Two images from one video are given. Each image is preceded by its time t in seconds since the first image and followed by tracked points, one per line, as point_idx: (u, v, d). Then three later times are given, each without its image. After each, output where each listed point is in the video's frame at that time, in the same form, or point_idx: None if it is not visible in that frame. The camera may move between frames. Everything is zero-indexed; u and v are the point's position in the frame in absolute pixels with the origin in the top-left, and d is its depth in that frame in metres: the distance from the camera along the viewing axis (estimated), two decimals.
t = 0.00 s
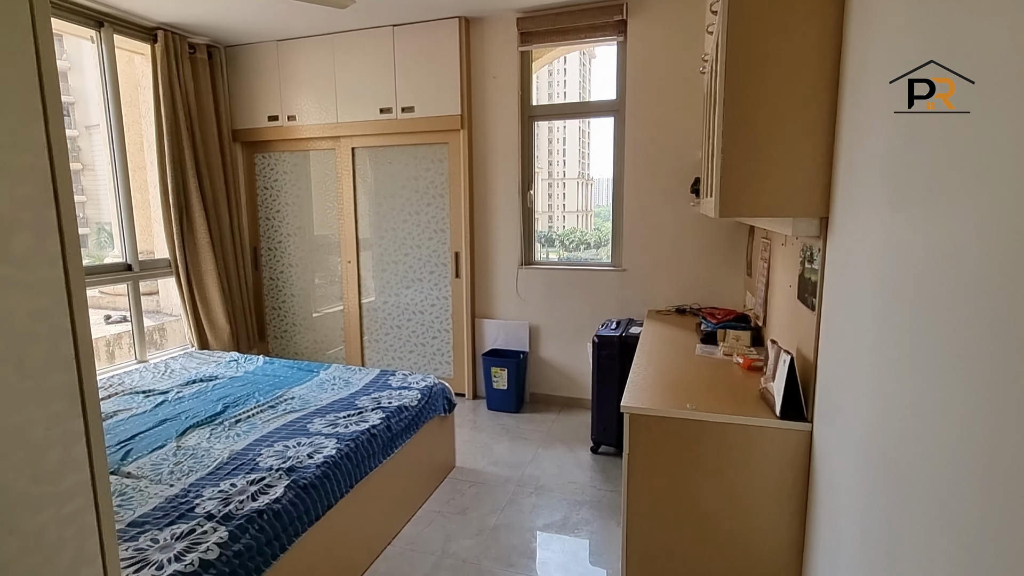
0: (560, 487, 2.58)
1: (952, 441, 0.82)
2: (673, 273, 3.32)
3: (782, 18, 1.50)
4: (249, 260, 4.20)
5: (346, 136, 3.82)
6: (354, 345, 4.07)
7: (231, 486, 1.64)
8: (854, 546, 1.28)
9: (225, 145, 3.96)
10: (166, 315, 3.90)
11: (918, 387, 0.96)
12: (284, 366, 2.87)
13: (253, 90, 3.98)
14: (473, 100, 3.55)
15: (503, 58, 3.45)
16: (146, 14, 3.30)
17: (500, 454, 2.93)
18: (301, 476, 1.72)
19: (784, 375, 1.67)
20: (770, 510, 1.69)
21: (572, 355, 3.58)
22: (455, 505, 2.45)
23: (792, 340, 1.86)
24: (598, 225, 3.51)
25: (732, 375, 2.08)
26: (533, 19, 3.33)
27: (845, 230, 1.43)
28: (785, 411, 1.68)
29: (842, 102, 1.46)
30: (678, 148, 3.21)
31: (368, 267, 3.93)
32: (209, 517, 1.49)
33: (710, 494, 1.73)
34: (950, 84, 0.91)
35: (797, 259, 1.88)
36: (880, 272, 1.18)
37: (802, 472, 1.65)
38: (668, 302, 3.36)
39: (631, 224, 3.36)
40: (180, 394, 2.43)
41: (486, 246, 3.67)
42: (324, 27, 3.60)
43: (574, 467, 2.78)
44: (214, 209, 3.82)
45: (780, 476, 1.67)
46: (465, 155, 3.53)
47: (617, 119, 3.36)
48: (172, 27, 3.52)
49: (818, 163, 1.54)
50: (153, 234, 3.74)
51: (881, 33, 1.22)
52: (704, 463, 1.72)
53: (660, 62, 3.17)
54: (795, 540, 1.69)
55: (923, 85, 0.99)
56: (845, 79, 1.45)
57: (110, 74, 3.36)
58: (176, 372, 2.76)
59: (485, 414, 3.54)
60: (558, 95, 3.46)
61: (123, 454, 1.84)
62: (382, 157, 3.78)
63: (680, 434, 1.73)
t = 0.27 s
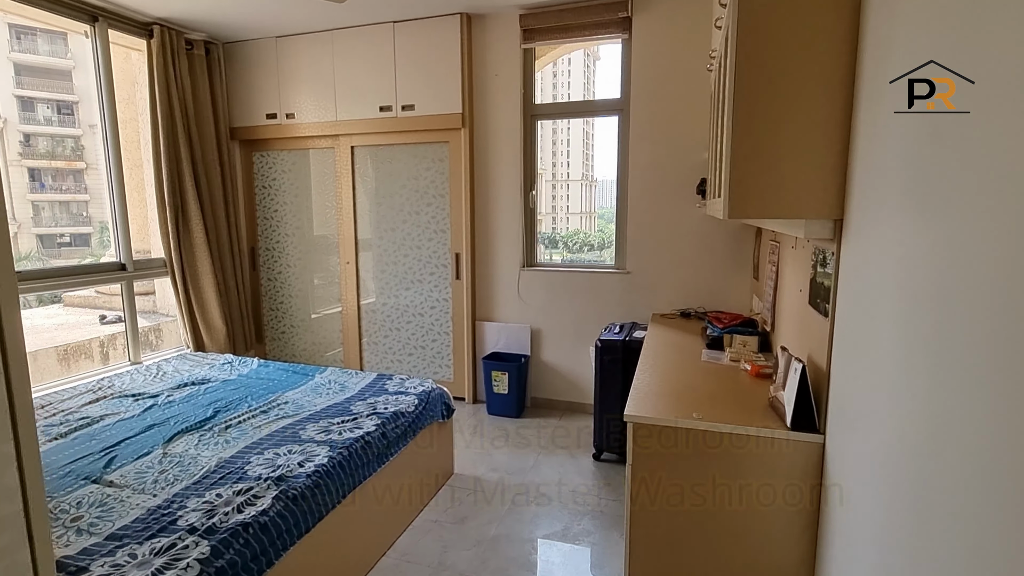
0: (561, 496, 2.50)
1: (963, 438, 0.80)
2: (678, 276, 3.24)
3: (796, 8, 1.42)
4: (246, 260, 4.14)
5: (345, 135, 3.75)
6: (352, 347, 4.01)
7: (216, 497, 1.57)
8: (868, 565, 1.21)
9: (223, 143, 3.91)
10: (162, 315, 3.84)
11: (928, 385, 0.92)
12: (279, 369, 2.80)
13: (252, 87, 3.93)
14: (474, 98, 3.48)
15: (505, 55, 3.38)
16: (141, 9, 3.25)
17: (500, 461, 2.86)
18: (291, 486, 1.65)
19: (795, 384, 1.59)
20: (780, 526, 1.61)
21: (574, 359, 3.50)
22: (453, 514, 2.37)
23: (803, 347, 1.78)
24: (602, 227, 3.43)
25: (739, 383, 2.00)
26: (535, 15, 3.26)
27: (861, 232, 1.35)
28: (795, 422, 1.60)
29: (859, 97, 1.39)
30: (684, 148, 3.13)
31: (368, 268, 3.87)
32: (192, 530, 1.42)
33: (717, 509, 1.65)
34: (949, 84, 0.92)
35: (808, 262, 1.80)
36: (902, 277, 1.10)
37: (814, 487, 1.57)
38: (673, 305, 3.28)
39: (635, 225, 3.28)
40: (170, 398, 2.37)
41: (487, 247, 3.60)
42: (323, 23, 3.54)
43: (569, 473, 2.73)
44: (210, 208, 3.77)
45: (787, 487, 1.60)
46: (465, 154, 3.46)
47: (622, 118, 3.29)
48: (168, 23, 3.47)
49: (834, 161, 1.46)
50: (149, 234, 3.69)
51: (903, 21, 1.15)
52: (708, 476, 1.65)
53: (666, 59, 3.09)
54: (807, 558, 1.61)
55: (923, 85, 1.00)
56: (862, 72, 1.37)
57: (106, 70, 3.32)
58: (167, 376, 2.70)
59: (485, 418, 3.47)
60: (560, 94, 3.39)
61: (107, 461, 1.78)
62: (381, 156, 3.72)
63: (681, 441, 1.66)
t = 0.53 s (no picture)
0: (578, 507, 2.42)
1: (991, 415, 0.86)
2: (705, 282, 3.13)
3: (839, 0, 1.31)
4: (270, 257, 4.18)
5: (369, 133, 3.74)
6: (372, 346, 4.00)
7: (223, 500, 1.54)
8: None
9: (249, 141, 3.95)
10: (188, 310, 3.90)
11: (954, 358, 1.00)
12: (297, 367, 2.80)
13: (278, 85, 3.95)
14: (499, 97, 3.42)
15: (530, 53, 3.32)
16: (171, 8, 3.29)
17: (516, 468, 2.79)
18: (299, 490, 1.62)
19: (830, 403, 1.47)
20: (811, 554, 1.51)
21: (595, 365, 3.42)
22: (466, 522, 2.32)
23: (839, 362, 1.67)
24: (628, 229, 3.33)
25: (768, 398, 1.89)
26: (562, 12, 3.18)
27: (908, 241, 1.24)
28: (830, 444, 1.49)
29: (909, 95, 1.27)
30: (714, 149, 3.01)
31: (389, 267, 3.85)
32: (196, 534, 1.39)
33: (742, 533, 1.55)
34: (949, 84, 1.10)
35: (845, 272, 1.69)
36: (958, 293, 0.99)
37: (849, 515, 1.46)
38: (700, 312, 3.16)
39: (661, 229, 3.17)
40: (188, 395, 2.38)
41: (508, 249, 3.54)
42: (349, 22, 3.54)
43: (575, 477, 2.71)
44: (236, 205, 3.80)
45: (789, 487, 1.49)
46: (488, 154, 3.41)
47: (649, 118, 3.19)
48: (197, 21, 3.51)
49: (879, 162, 1.35)
50: (176, 230, 3.74)
51: (964, 11, 1.04)
52: (707, 474, 1.56)
53: (697, 57, 2.98)
54: None
55: (955, 84, 1.05)
56: (913, 69, 1.26)
57: (139, 68, 3.38)
58: (187, 371, 2.72)
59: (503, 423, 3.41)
60: (586, 93, 3.31)
61: (120, 458, 1.78)
62: (405, 155, 3.69)
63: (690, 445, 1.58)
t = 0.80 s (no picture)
0: (588, 519, 2.35)
1: (1010, 406, 0.85)
2: (728, 291, 3.02)
3: None
4: (288, 253, 4.21)
5: (388, 132, 3.73)
6: (386, 346, 3.98)
7: (222, 501, 1.52)
8: None
9: (271, 139, 3.98)
10: (208, 305, 3.94)
11: (976, 350, 0.98)
12: (309, 366, 2.79)
13: (300, 84, 3.97)
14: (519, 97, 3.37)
15: (552, 52, 3.26)
16: (197, 6, 3.33)
17: (527, 475, 2.73)
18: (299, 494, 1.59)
19: (859, 426, 1.37)
20: None
21: (611, 372, 3.34)
22: (472, 530, 2.26)
23: (868, 381, 1.56)
24: (652, 233, 3.23)
25: (791, 415, 1.79)
26: (586, 11, 3.12)
27: (947, 254, 1.15)
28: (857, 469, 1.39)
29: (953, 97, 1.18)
30: (740, 153, 2.91)
31: (406, 268, 3.83)
32: (193, 535, 1.37)
33: (757, 557, 1.47)
34: (950, 85, 1.21)
35: (878, 285, 1.58)
36: (998, 297, 0.92)
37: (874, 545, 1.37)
38: (721, 322, 3.06)
39: (682, 234, 3.08)
40: (199, 391, 2.38)
41: (525, 252, 3.49)
42: (371, 20, 3.53)
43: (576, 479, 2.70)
44: (256, 203, 3.83)
45: (790, 488, 1.41)
46: (507, 155, 3.36)
47: (673, 120, 3.10)
48: (222, 19, 3.54)
49: (918, 168, 1.26)
50: (198, 225, 3.78)
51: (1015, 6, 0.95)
52: (707, 474, 1.49)
53: (724, 58, 2.88)
54: None
55: (1001, 84, 0.97)
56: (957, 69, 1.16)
57: (164, 65, 3.42)
58: (201, 367, 2.73)
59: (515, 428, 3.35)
60: (608, 93, 3.23)
61: (127, 453, 1.78)
62: (427, 154, 3.65)
63: (694, 447, 1.55)
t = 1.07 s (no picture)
0: (599, 528, 2.30)
1: None
2: (747, 296, 2.93)
3: None
4: (303, 253, 4.23)
5: (403, 133, 3.72)
6: (399, 347, 3.97)
7: (223, 501, 1.52)
8: None
9: (287, 140, 4.00)
10: (225, 304, 3.97)
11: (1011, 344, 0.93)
12: (320, 366, 2.78)
13: (316, 84, 3.98)
14: (535, 97, 3.33)
15: (568, 51, 3.21)
16: (215, 7, 3.36)
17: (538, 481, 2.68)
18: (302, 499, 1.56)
19: (883, 441, 1.30)
20: None
21: (626, 377, 3.27)
22: (481, 537, 2.23)
23: (895, 394, 1.49)
24: (669, 235, 3.16)
25: (812, 426, 1.72)
26: (603, 9, 3.06)
27: (981, 261, 1.08)
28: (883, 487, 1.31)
29: (990, 97, 1.11)
30: (761, 154, 2.82)
31: (419, 269, 3.81)
32: (194, 539, 1.35)
33: None
34: (952, 85, 1.16)
35: (906, 293, 1.50)
36: None
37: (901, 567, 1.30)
38: (739, 327, 2.98)
39: (700, 237, 3.00)
40: (210, 390, 2.38)
41: (540, 254, 3.44)
42: (387, 21, 3.52)
43: (575, 481, 2.69)
44: (271, 203, 3.85)
45: (790, 487, 1.35)
46: (522, 156, 3.32)
47: (691, 120, 3.02)
48: (240, 20, 3.57)
49: (950, 169, 1.18)
50: (215, 225, 3.81)
51: None
52: (707, 474, 1.43)
53: (745, 56, 2.80)
54: None
55: None
56: (994, 67, 1.09)
57: (183, 67, 3.46)
58: (213, 366, 2.74)
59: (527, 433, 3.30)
60: (625, 93, 3.17)
61: (135, 452, 1.78)
62: (440, 156, 3.64)
63: (694, 447, 1.54)
